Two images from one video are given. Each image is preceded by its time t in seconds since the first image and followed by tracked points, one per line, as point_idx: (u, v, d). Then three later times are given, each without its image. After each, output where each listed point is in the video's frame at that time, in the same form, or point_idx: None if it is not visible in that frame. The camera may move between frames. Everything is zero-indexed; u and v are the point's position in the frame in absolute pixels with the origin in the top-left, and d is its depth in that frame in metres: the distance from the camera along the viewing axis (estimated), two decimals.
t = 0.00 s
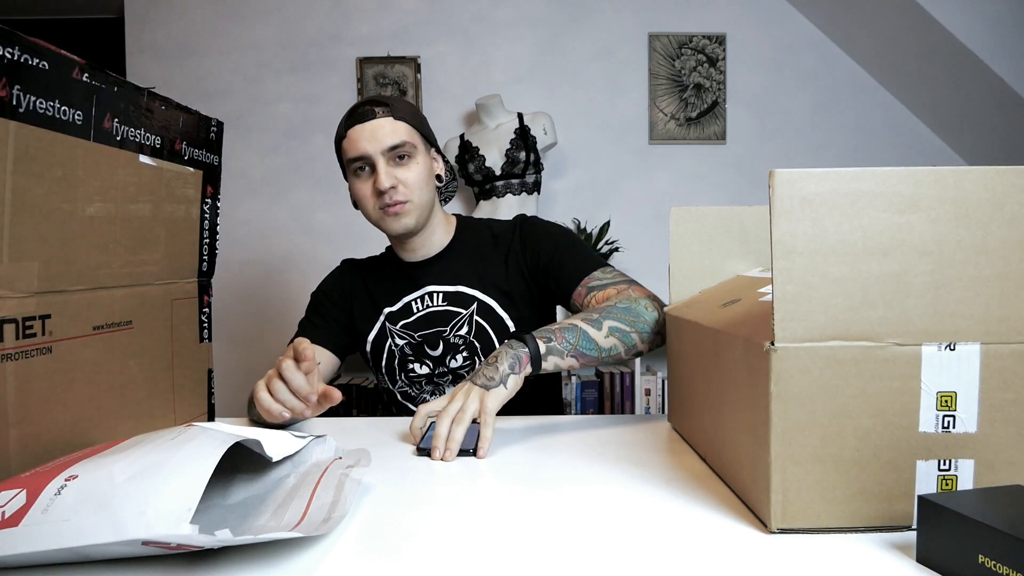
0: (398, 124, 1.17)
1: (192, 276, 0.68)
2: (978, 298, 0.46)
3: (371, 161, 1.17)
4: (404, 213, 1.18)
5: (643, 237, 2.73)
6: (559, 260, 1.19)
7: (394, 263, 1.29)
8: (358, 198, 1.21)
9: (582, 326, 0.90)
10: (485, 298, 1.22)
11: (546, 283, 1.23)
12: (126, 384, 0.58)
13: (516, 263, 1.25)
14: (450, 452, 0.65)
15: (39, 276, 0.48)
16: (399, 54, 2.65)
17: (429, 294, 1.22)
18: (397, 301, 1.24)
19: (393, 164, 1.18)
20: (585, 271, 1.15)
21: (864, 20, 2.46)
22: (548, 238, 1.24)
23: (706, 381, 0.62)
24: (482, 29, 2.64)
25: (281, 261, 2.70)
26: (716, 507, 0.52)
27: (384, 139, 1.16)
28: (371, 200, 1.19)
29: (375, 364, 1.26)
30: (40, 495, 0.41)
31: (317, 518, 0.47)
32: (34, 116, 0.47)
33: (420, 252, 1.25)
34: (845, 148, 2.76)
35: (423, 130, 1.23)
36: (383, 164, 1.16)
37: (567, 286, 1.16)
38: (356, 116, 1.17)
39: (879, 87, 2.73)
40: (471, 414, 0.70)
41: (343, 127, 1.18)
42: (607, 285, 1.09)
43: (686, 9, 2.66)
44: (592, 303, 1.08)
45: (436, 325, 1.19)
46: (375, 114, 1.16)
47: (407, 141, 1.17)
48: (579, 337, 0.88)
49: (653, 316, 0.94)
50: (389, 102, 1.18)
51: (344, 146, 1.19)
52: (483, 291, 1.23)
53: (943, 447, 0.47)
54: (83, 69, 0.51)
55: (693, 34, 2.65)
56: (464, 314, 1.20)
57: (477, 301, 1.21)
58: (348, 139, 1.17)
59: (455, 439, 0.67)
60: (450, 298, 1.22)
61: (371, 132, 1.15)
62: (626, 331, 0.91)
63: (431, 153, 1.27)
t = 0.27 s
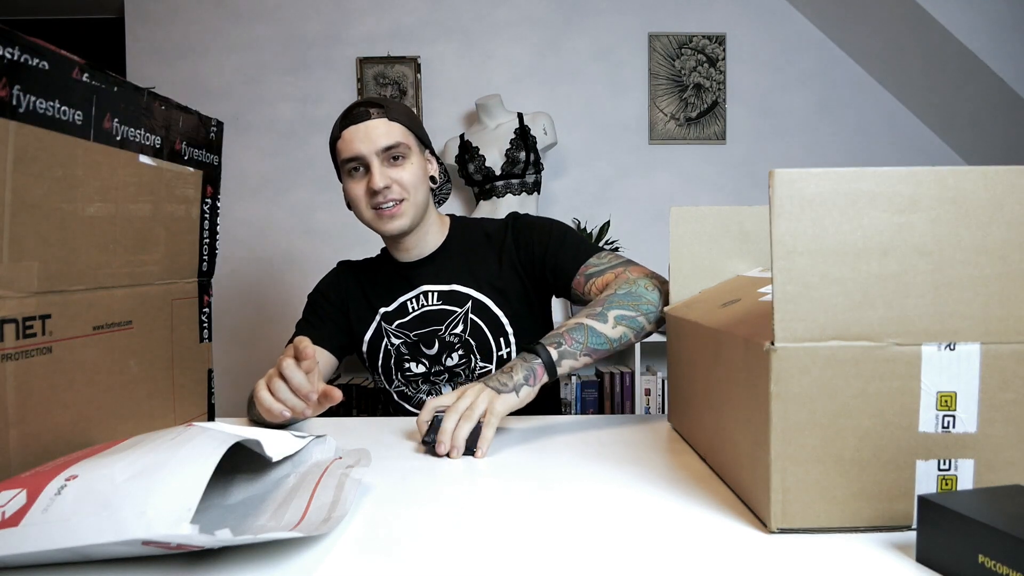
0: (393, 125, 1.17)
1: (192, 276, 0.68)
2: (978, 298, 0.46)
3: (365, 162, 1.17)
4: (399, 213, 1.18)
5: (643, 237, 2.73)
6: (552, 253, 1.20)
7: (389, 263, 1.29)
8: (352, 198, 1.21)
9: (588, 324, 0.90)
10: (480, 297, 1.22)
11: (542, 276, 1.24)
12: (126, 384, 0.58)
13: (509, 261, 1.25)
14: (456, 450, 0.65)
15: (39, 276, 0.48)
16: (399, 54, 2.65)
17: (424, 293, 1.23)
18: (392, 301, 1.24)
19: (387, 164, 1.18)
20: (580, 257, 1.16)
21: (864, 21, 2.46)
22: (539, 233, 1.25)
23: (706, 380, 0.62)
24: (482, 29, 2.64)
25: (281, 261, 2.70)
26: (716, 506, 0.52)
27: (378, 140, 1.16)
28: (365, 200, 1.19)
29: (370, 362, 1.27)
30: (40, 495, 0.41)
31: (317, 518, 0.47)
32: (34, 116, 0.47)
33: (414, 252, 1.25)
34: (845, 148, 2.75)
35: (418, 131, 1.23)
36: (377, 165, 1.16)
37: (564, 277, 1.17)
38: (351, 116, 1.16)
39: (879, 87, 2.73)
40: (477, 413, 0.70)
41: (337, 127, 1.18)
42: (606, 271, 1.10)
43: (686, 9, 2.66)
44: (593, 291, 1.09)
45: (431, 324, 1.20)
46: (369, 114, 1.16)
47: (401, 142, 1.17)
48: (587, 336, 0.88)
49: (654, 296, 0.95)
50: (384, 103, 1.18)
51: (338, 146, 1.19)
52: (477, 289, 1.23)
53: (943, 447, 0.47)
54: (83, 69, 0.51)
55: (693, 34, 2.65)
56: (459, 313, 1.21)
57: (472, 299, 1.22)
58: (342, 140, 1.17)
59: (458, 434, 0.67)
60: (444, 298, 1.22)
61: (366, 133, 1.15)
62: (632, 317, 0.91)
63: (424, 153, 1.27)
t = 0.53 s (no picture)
0: (391, 124, 1.18)
1: (192, 276, 0.68)
2: (978, 298, 0.46)
3: (364, 159, 1.17)
4: (396, 211, 1.18)
5: (643, 237, 2.73)
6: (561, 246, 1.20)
7: (386, 262, 1.29)
8: (349, 195, 1.20)
9: (598, 290, 0.90)
10: (475, 295, 1.22)
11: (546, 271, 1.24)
12: (126, 384, 0.58)
13: (508, 257, 1.26)
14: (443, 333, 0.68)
15: (39, 276, 0.48)
16: (399, 54, 2.65)
17: (419, 292, 1.23)
18: (387, 300, 1.25)
19: (386, 162, 1.18)
20: (591, 250, 1.16)
21: (864, 21, 2.46)
22: (541, 229, 1.26)
23: (706, 380, 0.62)
24: (482, 29, 2.64)
25: (281, 261, 2.70)
26: (716, 506, 0.52)
27: (377, 138, 1.16)
28: (362, 197, 1.19)
29: (366, 360, 1.28)
30: (40, 494, 0.41)
31: (317, 518, 0.47)
32: (34, 116, 0.47)
33: (408, 250, 1.25)
34: (846, 149, 2.75)
35: (415, 131, 1.24)
36: (375, 163, 1.16)
37: (572, 274, 1.18)
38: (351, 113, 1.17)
39: (879, 87, 2.73)
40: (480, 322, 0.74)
41: (336, 124, 1.18)
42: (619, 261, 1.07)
43: (686, 9, 2.66)
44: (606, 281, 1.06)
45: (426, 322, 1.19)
46: (369, 113, 1.16)
47: (400, 141, 1.18)
48: (594, 300, 0.89)
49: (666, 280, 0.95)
50: (384, 102, 1.18)
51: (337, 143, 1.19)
52: (473, 288, 1.23)
53: (943, 447, 0.47)
54: (83, 69, 0.51)
55: (693, 34, 2.65)
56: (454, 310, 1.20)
57: (467, 298, 1.22)
58: (341, 137, 1.17)
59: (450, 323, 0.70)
60: (439, 296, 1.22)
61: (365, 130, 1.15)
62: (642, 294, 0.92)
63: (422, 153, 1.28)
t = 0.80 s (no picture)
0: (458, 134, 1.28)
1: (192, 276, 0.68)
2: (978, 298, 0.46)
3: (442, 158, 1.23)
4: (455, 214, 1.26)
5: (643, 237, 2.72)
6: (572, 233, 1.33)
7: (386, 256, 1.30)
8: (411, 188, 1.23)
9: (639, 263, 1.21)
10: (485, 287, 1.25)
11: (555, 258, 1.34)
12: (126, 384, 0.58)
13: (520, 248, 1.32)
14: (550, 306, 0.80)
15: (38, 276, 0.48)
16: (399, 54, 2.65)
17: (429, 285, 1.25)
18: (394, 292, 1.24)
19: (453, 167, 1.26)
20: (598, 233, 1.34)
21: (864, 21, 2.46)
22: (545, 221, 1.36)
23: (706, 380, 0.62)
24: (482, 29, 2.64)
25: (281, 260, 2.70)
26: (716, 506, 0.52)
27: (453, 143, 1.24)
28: (428, 194, 1.23)
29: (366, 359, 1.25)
30: (39, 495, 0.41)
31: (317, 518, 0.47)
32: (34, 117, 0.46)
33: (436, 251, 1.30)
34: (845, 149, 2.75)
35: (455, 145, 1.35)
36: (448, 165, 1.24)
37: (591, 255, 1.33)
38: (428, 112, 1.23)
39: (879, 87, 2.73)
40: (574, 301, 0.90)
41: (413, 119, 1.21)
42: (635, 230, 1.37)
43: (686, 9, 2.66)
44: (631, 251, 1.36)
45: (436, 314, 1.22)
46: (446, 118, 1.25)
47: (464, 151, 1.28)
48: (638, 271, 1.20)
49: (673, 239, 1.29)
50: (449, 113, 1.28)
51: (406, 136, 1.22)
52: (484, 281, 1.26)
53: (942, 448, 0.47)
54: (83, 69, 0.51)
55: (693, 34, 2.65)
56: (465, 303, 1.23)
57: (477, 290, 1.24)
58: (420, 133, 1.21)
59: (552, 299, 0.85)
60: (449, 289, 1.24)
61: (448, 135, 1.23)
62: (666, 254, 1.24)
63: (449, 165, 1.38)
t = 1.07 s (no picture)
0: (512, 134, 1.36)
1: (192, 276, 0.68)
2: (978, 298, 0.46)
3: (501, 153, 1.30)
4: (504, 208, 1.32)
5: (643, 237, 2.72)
6: (602, 227, 1.38)
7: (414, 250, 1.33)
8: (472, 176, 1.28)
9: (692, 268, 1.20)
10: (523, 281, 1.31)
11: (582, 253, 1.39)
12: (126, 384, 0.58)
13: (546, 245, 1.37)
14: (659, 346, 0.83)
15: (39, 276, 0.48)
16: (399, 54, 2.65)
17: (468, 276, 1.29)
18: (431, 283, 1.28)
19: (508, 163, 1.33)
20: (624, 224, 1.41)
21: (864, 21, 2.46)
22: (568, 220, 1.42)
23: (706, 379, 0.62)
24: (482, 29, 2.64)
25: (281, 260, 2.71)
26: (716, 507, 0.52)
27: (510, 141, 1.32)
28: (486, 183, 1.29)
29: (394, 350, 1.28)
30: (40, 495, 0.41)
31: (317, 518, 0.47)
32: (34, 117, 0.47)
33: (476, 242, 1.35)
34: (846, 149, 2.75)
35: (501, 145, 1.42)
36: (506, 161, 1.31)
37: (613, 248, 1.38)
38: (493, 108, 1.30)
39: (879, 87, 2.73)
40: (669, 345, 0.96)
41: (481, 112, 1.28)
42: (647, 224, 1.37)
43: (686, 9, 2.66)
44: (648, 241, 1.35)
45: (476, 306, 1.27)
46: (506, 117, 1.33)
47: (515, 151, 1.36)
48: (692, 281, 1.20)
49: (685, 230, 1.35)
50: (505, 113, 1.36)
51: (474, 127, 1.28)
52: (520, 276, 1.31)
53: (942, 448, 0.47)
54: (83, 69, 0.51)
55: (693, 34, 2.65)
56: (504, 296, 1.28)
57: (515, 283, 1.30)
58: (486, 125, 1.28)
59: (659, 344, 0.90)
60: (488, 281, 1.29)
61: (508, 132, 1.31)
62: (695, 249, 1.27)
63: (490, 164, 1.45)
